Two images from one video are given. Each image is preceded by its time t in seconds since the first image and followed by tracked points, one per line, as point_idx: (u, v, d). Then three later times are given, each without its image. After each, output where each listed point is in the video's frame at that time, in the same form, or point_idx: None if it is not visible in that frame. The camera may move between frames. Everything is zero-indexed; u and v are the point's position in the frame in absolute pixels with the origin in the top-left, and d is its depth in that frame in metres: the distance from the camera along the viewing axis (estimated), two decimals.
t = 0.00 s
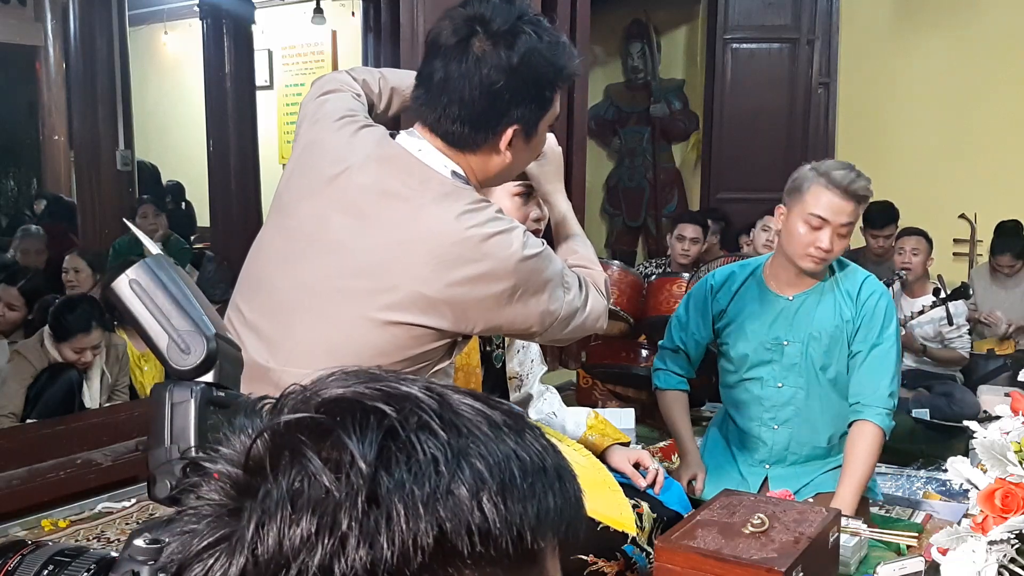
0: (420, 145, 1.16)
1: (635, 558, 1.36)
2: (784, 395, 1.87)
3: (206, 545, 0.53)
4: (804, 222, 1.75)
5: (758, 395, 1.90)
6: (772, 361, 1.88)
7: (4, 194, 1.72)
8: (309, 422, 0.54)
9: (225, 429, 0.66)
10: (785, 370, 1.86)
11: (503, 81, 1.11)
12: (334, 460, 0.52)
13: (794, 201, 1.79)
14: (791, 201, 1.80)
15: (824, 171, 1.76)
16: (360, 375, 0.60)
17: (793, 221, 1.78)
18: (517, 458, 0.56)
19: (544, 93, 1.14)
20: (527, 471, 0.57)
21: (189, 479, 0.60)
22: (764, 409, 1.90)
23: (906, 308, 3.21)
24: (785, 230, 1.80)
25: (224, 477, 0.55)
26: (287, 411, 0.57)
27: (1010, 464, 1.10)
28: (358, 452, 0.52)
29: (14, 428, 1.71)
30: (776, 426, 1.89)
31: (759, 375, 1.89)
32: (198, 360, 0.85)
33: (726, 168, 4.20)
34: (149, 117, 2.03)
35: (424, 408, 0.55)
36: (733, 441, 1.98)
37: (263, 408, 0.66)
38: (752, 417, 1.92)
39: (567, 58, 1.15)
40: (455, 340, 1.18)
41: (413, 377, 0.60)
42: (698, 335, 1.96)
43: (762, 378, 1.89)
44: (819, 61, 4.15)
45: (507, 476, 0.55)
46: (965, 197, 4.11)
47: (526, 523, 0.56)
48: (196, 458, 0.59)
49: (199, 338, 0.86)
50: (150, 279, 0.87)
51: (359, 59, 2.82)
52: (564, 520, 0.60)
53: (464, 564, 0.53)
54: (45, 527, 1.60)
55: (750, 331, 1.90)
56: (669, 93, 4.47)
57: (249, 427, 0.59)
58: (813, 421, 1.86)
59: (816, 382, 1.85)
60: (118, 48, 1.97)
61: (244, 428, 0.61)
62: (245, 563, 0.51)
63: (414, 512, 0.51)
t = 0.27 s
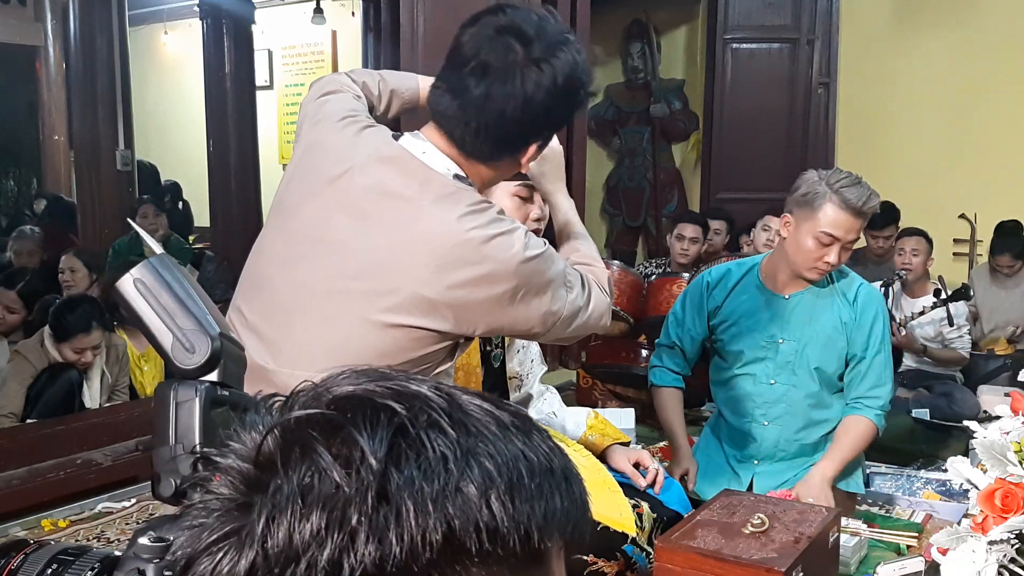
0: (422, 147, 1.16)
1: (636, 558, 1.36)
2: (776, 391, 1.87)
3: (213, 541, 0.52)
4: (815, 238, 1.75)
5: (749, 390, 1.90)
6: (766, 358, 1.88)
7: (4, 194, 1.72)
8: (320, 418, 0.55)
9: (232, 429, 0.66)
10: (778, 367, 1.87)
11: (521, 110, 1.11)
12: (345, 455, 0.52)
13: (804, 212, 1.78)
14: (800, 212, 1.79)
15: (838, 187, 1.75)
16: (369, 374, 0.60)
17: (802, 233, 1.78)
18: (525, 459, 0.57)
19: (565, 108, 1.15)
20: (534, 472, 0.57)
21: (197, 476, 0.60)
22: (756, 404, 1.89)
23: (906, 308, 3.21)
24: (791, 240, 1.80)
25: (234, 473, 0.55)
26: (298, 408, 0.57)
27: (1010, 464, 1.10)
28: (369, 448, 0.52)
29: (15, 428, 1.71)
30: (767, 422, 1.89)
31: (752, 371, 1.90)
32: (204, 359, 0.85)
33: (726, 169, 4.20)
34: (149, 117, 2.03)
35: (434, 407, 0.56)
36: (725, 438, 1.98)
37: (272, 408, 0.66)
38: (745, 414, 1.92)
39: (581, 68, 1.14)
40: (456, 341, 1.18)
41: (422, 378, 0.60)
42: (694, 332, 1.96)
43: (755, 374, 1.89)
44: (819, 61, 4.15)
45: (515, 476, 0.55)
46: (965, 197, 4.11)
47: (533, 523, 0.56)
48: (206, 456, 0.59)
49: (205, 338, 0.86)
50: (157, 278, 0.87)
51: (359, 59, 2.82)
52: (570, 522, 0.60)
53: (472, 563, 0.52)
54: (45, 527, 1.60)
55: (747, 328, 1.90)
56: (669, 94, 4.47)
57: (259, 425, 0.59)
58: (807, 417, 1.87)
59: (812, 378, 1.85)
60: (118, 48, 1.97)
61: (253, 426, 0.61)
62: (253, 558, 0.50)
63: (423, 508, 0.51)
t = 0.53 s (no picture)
0: (432, 153, 1.14)
1: (636, 558, 1.36)
2: (774, 389, 1.87)
3: (214, 537, 0.53)
4: (809, 237, 1.75)
5: (747, 387, 1.90)
6: (764, 356, 1.88)
7: (4, 194, 1.72)
8: (322, 416, 0.55)
9: (239, 425, 0.66)
10: (776, 363, 1.87)
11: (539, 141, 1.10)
12: (345, 454, 0.52)
13: (800, 211, 1.78)
14: (797, 211, 1.79)
15: (834, 186, 1.76)
16: (372, 373, 0.60)
17: (798, 231, 1.78)
18: (526, 459, 0.56)
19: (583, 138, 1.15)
20: (536, 473, 0.57)
21: (203, 472, 0.60)
22: (754, 402, 1.90)
23: (906, 308, 3.21)
24: (788, 238, 1.80)
25: (236, 471, 0.55)
26: (300, 406, 0.57)
27: (1011, 464, 1.10)
28: (368, 447, 0.52)
29: (14, 428, 1.71)
30: (763, 420, 1.89)
31: (750, 368, 1.90)
32: (210, 358, 0.85)
33: (726, 168, 4.20)
34: (149, 117, 2.03)
35: (435, 406, 0.56)
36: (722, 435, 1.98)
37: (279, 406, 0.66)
38: (744, 411, 1.92)
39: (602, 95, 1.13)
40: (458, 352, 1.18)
41: (425, 377, 0.60)
42: (693, 330, 1.96)
43: (753, 372, 1.90)
44: (819, 61, 4.16)
45: (515, 477, 0.55)
46: (965, 197, 4.12)
47: (533, 524, 0.55)
48: (210, 452, 0.60)
49: (211, 338, 0.86)
50: (164, 276, 0.87)
51: (358, 59, 2.82)
52: (571, 523, 0.59)
53: (469, 563, 0.52)
54: (45, 527, 1.60)
55: (745, 327, 1.90)
56: (669, 93, 4.47)
57: (263, 423, 0.59)
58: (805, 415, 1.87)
59: (810, 376, 1.85)
60: (118, 48, 1.96)
61: (258, 422, 0.62)
62: (252, 556, 0.51)
63: (421, 508, 0.51)
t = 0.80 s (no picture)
0: (460, 172, 1.14)
1: (636, 558, 1.35)
2: (773, 393, 1.88)
3: (211, 539, 0.53)
4: (803, 243, 1.76)
5: (745, 390, 1.91)
6: (762, 360, 1.89)
7: (4, 194, 1.72)
8: (318, 418, 0.55)
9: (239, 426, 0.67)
10: (774, 367, 1.88)
11: (579, 183, 1.11)
12: (342, 457, 0.52)
13: (794, 216, 1.78)
14: (790, 216, 1.79)
15: (826, 190, 1.75)
16: (369, 374, 0.60)
17: (791, 237, 1.78)
18: (524, 460, 0.56)
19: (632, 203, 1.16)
20: (534, 474, 0.56)
21: (201, 475, 0.60)
22: (752, 405, 1.90)
23: (906, 307, 3.20)
24: (782, 243, 1.81)
25: (233, 473, 0.56)
26: (296, 409, 0.57)
27: (1010, 464, 1.10)
28: (365, 450, 0.52)
29: (14, 429, 1.70)
30: (762, 424, 1.89)
31: (749, 372, 1.91)
32: (204, 358, 0.94)
33: (726, 168, 4.20)
34: (149, 117, 2.03)
35: (432, 407, 0.56)
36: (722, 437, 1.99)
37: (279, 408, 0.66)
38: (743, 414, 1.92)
39: (655, 152, 1.15)
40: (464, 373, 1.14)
41: (422, 378, 0.60)
42: (692, 332, 1.96)
43: (751, 375, 1.90)
44: (819, 61, 4.16)
45: (513, 479, 0.55)
46: (965, 197, 4.12)
47: (532, 525, 0.55)
48: (208, 455, 0.60)
49: (206, 339, 0.94)
50: (163, 284, 0.97)
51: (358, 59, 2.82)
52: (571, 525, 0.59)
53: (467, 566, 0.52)
54: (45, 527, 1.60)
55: (742, 329, 1.90)
56: (669, 94, 4.48)
57: (259, 425, 0.59)
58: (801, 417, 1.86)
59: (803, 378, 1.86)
60: (117, 48, 1.97)
61: (255, 424, 0.62)
62: (249, 558, 0.51)
63: (418, 510, 0.51)
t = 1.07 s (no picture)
0: (497, 193, 1.06)
1: (636, 558, 1.35)
2: (773, 395, 1.88)
3: (212, 542, 0.52)
4: (805, 245, 1.76)
5: (746, 391, 1.91)
6: (762, 360, 1.89)
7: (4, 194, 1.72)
8: (320, 418, 0.55)
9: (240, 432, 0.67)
10: (774, 368, 1.88)
11: (621, 242, 1.03)
12: (345, 456, 0.52)
13: (797, 217, 1.79)
14: (793, 217, 1.80)
15: (830, 192, 1.76)
16: (367, 374, 0.61)
17: (794, 237, 1.79)
18: (525, 456, 0.57)
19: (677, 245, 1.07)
20: (534, 470, 0.57)
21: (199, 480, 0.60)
22: (753, 406, 1.90)
23: (905, 306, 3.21)
24: (785, 244, 1.81)
25: (234, 476, 0.55)
26: (296, 409, 0.58)
27: (1010, 464, 1.10)
28: (369, 448, 0.52)
29: (14, 429, 1.71)
30: (763, 424, 1.90)
31: (749, 373, 1.90)
32: (196, 359, 1.02)
33: (725, 168, 4.20)
34: (149, 117, 2.03)
35: (432, 406, 0.57)
36: (723, 438, 1.99)
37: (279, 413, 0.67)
38: (744, 415, 1.93)
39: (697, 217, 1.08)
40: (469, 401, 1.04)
41: (420, 378, 0.61)
42: (694, 333, 1.96)
43: (751, 376, 1.90)
44: (819, 61, 4.16)
45: (515, 475, 0.55)
46: (964, 196, 4.12)
47: (534, 521, 0.55)
48: (207, 459, 0.59)
49: (200, 342, 1.02)
50: (153, 288, 1.03)
51: (358, 58, 2.83)
52: (571, 520, 0.60)
53: (473, 563, 0.52)
54: (45, 527, 1.60)
55: (741, 330, 1.90)
56: (669, 94, 4.48)
57: (259, 427, 0.59)
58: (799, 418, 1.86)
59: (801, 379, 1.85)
60: (117, 48, 1.97)
61: (254, 428, 0.62)
62: (254, 560, 0.50)
63: (424, 507, 0.51)
